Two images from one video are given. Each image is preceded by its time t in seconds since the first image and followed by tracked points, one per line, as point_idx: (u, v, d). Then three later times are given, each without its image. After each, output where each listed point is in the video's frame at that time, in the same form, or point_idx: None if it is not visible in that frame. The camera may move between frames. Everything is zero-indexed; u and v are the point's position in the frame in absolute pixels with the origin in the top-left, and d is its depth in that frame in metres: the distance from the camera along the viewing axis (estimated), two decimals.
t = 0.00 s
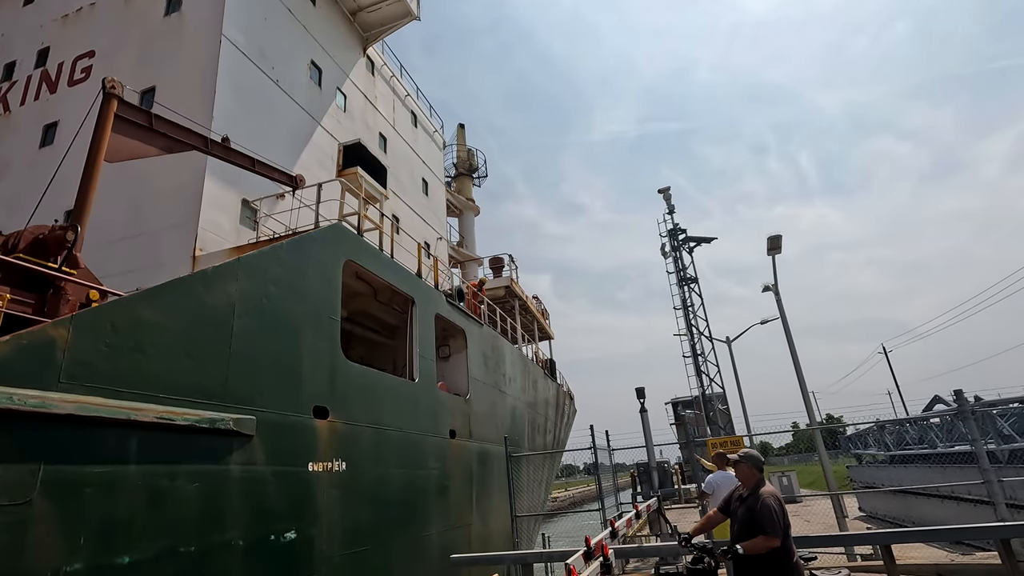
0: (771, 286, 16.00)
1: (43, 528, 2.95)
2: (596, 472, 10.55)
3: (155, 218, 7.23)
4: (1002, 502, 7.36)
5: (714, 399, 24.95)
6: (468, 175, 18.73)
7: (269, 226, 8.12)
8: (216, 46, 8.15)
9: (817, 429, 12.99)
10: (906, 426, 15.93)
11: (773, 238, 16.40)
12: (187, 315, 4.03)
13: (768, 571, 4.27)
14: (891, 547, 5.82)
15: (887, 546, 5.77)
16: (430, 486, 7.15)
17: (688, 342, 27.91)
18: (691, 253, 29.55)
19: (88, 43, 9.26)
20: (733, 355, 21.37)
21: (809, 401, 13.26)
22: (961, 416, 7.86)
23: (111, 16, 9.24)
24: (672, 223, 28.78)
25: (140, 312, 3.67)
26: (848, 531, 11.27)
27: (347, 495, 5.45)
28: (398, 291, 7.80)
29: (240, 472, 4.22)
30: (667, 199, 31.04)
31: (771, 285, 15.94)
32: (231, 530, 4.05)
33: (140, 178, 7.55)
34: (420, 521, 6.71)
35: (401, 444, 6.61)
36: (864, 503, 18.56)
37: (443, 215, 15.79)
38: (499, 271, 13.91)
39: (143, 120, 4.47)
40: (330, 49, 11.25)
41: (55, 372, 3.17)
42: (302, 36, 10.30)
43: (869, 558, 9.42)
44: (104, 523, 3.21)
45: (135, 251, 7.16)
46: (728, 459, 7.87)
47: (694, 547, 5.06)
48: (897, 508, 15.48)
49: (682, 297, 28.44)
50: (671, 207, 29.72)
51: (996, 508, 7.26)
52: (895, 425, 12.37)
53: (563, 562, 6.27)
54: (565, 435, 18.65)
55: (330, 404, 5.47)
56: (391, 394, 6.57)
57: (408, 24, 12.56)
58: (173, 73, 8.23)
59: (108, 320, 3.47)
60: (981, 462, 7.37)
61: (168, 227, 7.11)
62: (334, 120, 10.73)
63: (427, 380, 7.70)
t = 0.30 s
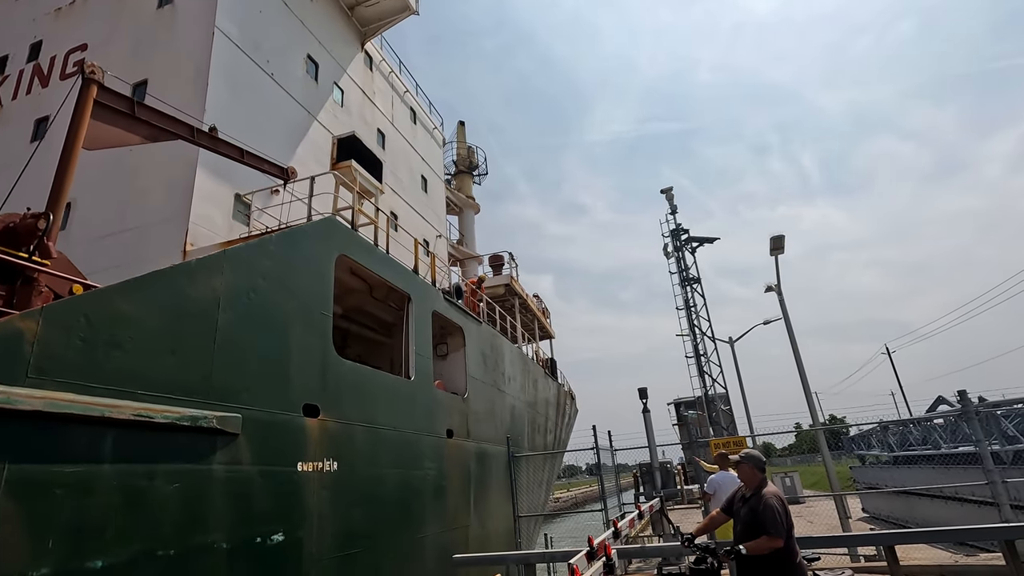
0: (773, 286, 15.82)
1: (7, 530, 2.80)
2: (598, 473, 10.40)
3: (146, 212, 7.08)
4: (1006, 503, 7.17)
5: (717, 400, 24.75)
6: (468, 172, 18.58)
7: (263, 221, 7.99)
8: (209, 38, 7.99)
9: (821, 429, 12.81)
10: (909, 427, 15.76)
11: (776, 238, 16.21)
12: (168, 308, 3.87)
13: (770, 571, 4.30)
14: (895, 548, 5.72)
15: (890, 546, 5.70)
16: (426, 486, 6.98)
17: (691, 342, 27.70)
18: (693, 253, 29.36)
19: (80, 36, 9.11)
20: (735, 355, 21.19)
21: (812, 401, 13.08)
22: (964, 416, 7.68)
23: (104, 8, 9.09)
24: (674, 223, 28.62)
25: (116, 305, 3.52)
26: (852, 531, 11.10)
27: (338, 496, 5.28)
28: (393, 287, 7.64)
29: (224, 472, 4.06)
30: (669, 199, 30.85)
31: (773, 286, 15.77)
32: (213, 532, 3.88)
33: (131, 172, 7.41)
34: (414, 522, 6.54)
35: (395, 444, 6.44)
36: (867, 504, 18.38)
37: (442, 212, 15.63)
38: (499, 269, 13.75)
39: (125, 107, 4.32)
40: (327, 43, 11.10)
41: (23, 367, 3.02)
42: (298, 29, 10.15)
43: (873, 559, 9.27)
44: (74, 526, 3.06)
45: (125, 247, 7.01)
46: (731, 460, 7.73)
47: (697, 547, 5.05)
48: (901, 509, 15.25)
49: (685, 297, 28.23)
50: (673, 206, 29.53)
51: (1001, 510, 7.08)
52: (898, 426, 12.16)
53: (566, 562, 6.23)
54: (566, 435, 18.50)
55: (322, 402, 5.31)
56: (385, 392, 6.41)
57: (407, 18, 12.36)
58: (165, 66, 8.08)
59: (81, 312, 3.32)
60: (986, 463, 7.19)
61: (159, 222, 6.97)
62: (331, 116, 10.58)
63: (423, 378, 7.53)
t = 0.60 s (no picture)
0: (779, 286, 15.63)
1: None
2: (602, 473, 10.24)
3: (141, 208, 6.97)
4: (1014, 505, 6.93)
5: (722, 400, 24.54)
6: (470, 170, 18.44)
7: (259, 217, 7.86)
8: (205, 31, 7.87)
9: (826, 429, 12.59)
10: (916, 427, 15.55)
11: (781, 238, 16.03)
12: (152, 303, 3.74)
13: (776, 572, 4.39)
14: (901, 550, 6.02)
15: (897, 548, 5.96)
16: (424, 487, 6.83)
17: (696, 342, 27.48)
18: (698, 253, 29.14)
19: (76, 31, 9.00)
20: (740, 355, 20.93)
21: (818, 401, 12.87)
22: (971, 416, 7.48)
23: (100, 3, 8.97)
24: (678, 223, 28.43)
25: (95, 299, 3.39)
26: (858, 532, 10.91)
27: (332, 497, 5.14)
28: (391, 284, 7.48)
29: (211, 472, 3.91)
30: (673, 199, 30.65)
31: (778, 286, 15.58)
32: (198, 534, 3.74)
33: (126, 168, 7.30)
34: (412, 524, 6.39)
35: (392, 443, 6.29)
36: (874, 505, 18.15)
37: (444, 210, 15.48)
38: (501, 267, 13.60)
39: (110, 96, 4.20)
40: (326, 38, 10.98)
41: None
42: (296, 24, 10.04)
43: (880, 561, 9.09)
44: (46, 529, 2.94)
45: (119, 243, 6.89)
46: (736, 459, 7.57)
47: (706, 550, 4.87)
48: (908, 510, 14.88)
49: (689, 297, 28.04)
50: (677, 207, 29.30)
51: (1009, 512, 6.86)
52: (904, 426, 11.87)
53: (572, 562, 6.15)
54: (570, 435, 18.33)
55: (315, 401, 5.17)
56: (382, 390, 6.26)
57: (407, 14, 12.24)
58: (160, 59, 7.96)
59: (57, 306, 3.20)
60: (993, 464, 6.93)
61: (153, 217, 6.86)
62: (330, 111, 10.46)
63: (422, 377, 7.37)
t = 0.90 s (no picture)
0: (786, 286, 15.41)
1: None
2: (609, 472, 10.07)
3: (136, 204, 6.86)
4: None
5: (729, 400, 24.30)
6: (474, 168, 18.30)
7: (256, 212, 7.73)
8: (201, 25, 7.76)
9: (834, 429, 12.38)
10: (925, 428, 15.32)
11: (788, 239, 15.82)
12: (135, 297, 3.61)
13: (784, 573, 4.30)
14: (912, 552, 6.09)
15: (907, 548, 6.08)
16: (424, 487, 6.68)
17: (703, 341, 27.20)
18: (704, 253, 28.91)
19: (73, 26, 8.90)
20: (748, 355, 20.69)
21: (826, 401, 12.65)
22: (981, 416, 7.23)
23: None
24: (684, 222, 28.19)
25: (74, 293, 3.26)
26: (867, 533, 10.70)
27: (327, 498, 5.00)
28: (390, 281, 7.34)
29: (198, 473, 3.77)
30: (680, 198, 30.41)
31: (785, 285, 15.37)
32: (184, 537, 3.59)
33: (122, 164, 7.19)
34: (410, 526, 6.23)
35: (390, 443, 6.14)
36: (884, 506, 17.90)
37: (447, 207, 15.35)
38: (504, 265, 13.44)
39: (97, 85, 4.07)
40: (326, 34, 10.85)
41: None
42: (295, 19, 9.92)
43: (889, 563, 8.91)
44: (19, 533, 2.80)
45: (114, 239, 6.78)
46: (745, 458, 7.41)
47: (713, 547, 4.75)
48: (917, 511, 14.64)
49: (696, 297, 27.83)
50: (684, 206, 29.04)
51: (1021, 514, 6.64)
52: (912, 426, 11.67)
53: (580, 562, 6.03)
54: (575, 435, 18.19)
55: (309, 399, 5.03)
56: (379, 389, 6.12)
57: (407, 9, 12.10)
58: (157, 54, 7.86)
59: (33, 299, 3.07)
60: (1004, 465, 6.71)
61: (148, 213, 6.74)
62: (331, 107, 10.34)
63: (421, 375, 7.23)
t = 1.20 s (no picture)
0: (794, 284, 15.18)
1: None
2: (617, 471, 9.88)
3: (133, 200, 6.76)
4: None
5: (738, 400, 24.03)
6: (478, 166, 18.16)
7: (254, 208, 7.60)
8: (198, 18, 7.66)
9: (845, 429, 12.14)
10: (937, 427, 15.04)
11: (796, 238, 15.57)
12: (119, 291, 3.48)
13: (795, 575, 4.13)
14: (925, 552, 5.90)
15: (919, 549, 5.88)
16: (424, 487, 6.52)
17: (711, 341, 26.91)
18: (712, 253, 28.62)
19: (71, 21, 8.82)
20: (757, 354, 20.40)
21: (836, 401, 12.40)
22: (994, 416, 6.96)
23: None
24: (692, 221, 27.92)
25: (53, 286, 3.13)
26: (879, 534, 10.47)
27: (323, 499, 4.85)
28: (391, 277, 7.21)
29: (185, 473, 3.63)
30: (687, 198, 30.13)
31: (794, 284, 15.13)
32: (170, 540, 3.46)
33: (119, 159, 7.10)
34: (410, 528, 6.07)
35: (389, 442, 5.98)
36: (894, 506, 17.60)
37: (451, 205, 15.22)
38: (509, 263, 13.28)
39: (81, 72, 3.94)
40: (327, 29, 10.74)
41: None
42: (295, 14, 9.81)
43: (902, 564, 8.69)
44: None
45: (111, 236, 6.69)
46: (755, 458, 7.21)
47: (723, 548, 4.60)
48: (930, 512, 14.27)
49: (704, 296, 27.56)
50: (691, 205, 28.73)
51: None
52: (923, 426, 11.42)
53: (589, 562, 5.87)
54: (581, 434, 18.01)
55: (305, 397, 4.89)
56: (378, 387, 5.97)
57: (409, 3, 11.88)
58: (154, 48, 7.76)
59: (9, 292, 2.94)
60: (1019, 466, 6.47)
61: (144, 209, 6.64)
62: (331, 103, 10.23)
63: (422, 373, 7.07)
